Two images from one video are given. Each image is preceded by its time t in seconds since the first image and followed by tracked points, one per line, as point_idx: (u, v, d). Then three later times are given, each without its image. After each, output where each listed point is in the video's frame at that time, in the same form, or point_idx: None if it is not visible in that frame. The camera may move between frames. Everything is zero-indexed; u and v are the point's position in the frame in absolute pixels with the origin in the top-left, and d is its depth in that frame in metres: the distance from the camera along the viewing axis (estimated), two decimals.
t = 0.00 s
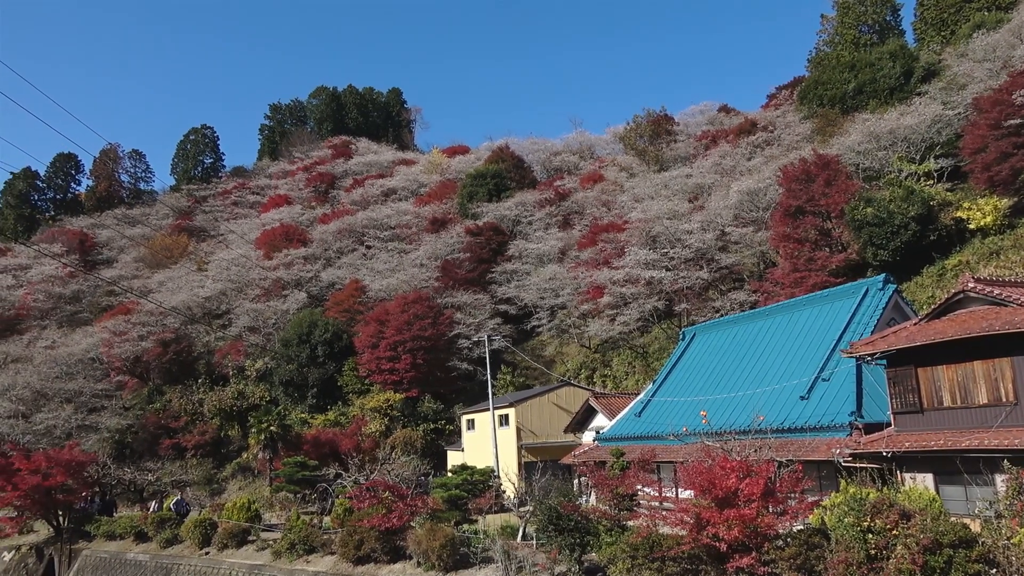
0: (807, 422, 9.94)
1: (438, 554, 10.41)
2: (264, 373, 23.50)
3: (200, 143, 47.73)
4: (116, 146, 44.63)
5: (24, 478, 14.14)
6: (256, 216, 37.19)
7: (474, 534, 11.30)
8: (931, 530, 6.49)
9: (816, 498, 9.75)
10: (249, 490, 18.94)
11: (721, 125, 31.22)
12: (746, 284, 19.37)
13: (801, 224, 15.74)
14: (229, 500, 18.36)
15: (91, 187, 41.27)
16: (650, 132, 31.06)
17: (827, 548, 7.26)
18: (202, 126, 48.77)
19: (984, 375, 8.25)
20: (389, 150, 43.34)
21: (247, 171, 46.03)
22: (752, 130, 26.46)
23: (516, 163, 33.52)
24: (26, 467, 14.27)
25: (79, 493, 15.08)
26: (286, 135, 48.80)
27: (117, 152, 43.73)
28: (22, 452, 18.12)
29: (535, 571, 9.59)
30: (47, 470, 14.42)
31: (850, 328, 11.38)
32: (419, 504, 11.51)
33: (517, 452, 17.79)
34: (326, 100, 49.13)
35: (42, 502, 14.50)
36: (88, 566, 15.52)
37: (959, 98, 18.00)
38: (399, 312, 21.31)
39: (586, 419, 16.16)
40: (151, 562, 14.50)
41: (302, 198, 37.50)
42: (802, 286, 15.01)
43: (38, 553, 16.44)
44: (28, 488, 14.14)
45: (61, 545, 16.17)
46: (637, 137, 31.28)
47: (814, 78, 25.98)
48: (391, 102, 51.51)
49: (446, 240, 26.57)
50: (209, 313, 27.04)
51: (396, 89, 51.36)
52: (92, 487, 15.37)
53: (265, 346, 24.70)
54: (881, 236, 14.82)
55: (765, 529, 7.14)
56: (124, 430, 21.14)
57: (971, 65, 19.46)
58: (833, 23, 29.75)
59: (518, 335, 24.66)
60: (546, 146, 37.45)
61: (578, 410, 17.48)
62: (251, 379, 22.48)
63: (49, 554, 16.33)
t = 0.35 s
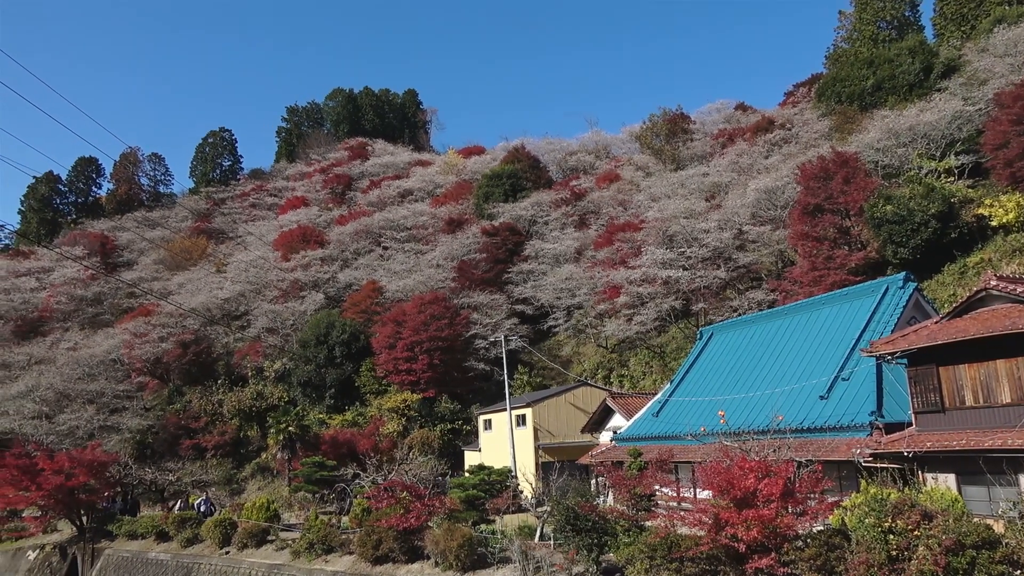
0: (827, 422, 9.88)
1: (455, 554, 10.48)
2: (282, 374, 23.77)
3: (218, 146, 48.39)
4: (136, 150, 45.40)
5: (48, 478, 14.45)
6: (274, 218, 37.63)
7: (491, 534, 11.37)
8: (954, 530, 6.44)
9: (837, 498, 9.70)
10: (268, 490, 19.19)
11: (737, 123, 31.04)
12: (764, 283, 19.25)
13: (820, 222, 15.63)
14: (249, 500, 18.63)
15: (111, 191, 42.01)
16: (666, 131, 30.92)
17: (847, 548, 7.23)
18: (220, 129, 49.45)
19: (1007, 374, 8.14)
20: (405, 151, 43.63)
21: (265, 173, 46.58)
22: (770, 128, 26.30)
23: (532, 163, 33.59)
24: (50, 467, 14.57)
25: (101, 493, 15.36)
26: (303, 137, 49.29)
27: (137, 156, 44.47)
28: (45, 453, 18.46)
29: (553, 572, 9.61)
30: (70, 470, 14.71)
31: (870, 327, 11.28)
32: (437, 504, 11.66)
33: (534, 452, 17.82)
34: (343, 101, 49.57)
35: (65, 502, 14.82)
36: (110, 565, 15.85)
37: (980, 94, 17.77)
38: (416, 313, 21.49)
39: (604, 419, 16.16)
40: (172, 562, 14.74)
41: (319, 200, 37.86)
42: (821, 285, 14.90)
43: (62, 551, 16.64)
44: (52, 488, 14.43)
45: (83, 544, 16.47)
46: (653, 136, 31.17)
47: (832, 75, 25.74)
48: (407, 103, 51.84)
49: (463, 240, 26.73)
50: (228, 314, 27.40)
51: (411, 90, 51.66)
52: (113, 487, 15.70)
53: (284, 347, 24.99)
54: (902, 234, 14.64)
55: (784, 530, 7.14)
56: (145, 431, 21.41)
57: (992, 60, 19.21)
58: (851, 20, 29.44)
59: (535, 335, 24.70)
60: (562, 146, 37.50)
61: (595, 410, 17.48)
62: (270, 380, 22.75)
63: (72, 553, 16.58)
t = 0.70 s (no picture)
0: (847, 421, 9.81)
1: (472, 554, 10.56)
2: (301, 374, 24.03)
3: (236, 148, 49.00)
4: (156, 153, 46.12)
5: (70, 478, 14.74)
6: (292, 219, 38.05)
7: (509, 534, 11.43)
8: (977, 531, 6.37)
9: (857, 498, 9.64)
10: (287, 490, 19.43)
11: (755, 121, 30.83)
12: (782, 282, 19.12)
13: (839, 220, 15.51)
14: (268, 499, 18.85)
15: (132, 194, 42.76)
16: (682, 129, 30.76)
17: (869, 549, 7.19)
18: (238, 132, 50.11)
19: None
20: (421, 152, 43.89)
21: (282, 175, 47.08)
22: (787, 126, 26.11)
23: (547, 163, 33.62)
24: (73, 467, 14.87)
25: (122, 492, 15.66)
26: (319, 139, 49.74)
27: (156, 159, 45.19)
28: (67, 452, 18.81)
29: (571, 572, 9.65)
30: (92, 470, 15.02)
31: (891, 325, 11.18)
32: (454, 504, 11.76)
33: (551, 452, 17.86)
34: (359, 103, 49.96)
35: (88, 501, 15.09)
36: (132, 564, 16.10)
37: (1002, 89, 17.51)
38: (433, 314, 21.66)
39: (621, 419, 16.16)
40: (193, 560, 14.91)
41: (336, 201, 38.22)
42: (841, 284, 14.77)
43: (84, 550, 16.90)
44: (75, 487, 14.70)
45: (107, 542, 16.71)
46: (669, 135, 31.03)
47: (850, 71, 25.48)
48: (422, 104, 52.13)
49: (479, 241, 26.86)
50: (247, 315, 27.76)
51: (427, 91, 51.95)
52: (134, 487, 15.98)
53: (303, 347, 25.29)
54: (922, 231, 14.47)
55: (804, 531, 7.11)
56: (166, 431, 21.75)
57: (1015, 54, 18.91)
58: (870, 15, 29.10)
59: (551, 335, 24.72)
60: (578, 145, 37.49)
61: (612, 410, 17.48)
62: (289, 380, 23.01)
63: (95, 552, 16.79)
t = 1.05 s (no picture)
0: (868, 421, 9.75)
1: (490, 553, 10.63)
2: (319, 374, 24.28)
3: (254, 150, 49.64)
4: (176, 155, 46.88)
5: (94, 477, 15.09)
6: (310, 220, 38.48)
7: (527, 534, 11.50)
8: (1001, 533, 6.36)
9: (878, 499, 9.58)
10: (305, 490, 19.66)
11: (773, 118, 30.60)
12: (802, 280, 18.96)
13: (859, 218, 15.39)
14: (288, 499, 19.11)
15: (152, 196, 43.53)
16: (700, 128, 30.59)
17: (890, 551, 7.16)
18: (257, 134, 50.78)
19: None
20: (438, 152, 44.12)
21: (300, 176, 47.60)
22: (806, 124, 25.90)
23: (564, 162, 33.63)
24: (96, 466, 15.24)
25: (144, 491, 15.99)
26: (337, 140, 50.19)
27: (177, 161, 45.94)
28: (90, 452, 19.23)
29: (589, 572, 9.69)
30: (115, 469, 15.40)
31: (912, 324, 11.07)
32: (472, 504, 11.87)
33: (569, 452, 17.88)
34: (376, 104, 50.32)
35: (110, 499, 15.42)
36: (154, 562, 16.38)
37: None
38: (451, 313, 21.82)
39: (639, 418, 16.15)
40: (214, 559, 15.14)
41: (353, 202, 38.56)
42: (861, 282, 14.63)
43: (107, 548, 17.29)
44: (98, 486, 15.04)
45: (129, 540, 17.11)
46: (687, 133, 30.86)
47: (870, 67, 25.17)
48: (439, 105, 52.39)
49: (496, 241, 26.98)
50: (266, 315, 28.11)
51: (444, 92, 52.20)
52: (155, 486, 16.29)
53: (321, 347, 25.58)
54: (943, 229, 14.29)
55: (825, 532, 7.09)
56: (187, 430, 22.12)
57: None
58: (890, 11, 28.73)
59: (568, 334, 24.73)
60: (594, 144, 37.46)
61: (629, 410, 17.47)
62: (308, 380, 23.28)
63: (117, 550, 17.18)
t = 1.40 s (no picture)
0: (886, 421, 9.68)
1: (507, 553, 10.69)
2: (336, 374, 24.49)
3: (271, 151, 50.18)
4: (194, 157, 47.51)
5: (114, 475, 15.38)
6: (326, 220, 38.83)
7: (542, 534, 11.55)
8: None
9: (898, 499, 9.52)
10: (322, 489, 19.85)
11: (789, 116, 30.37)
12: (819, 279, 18.81)
13: (877, 216, 15.26)
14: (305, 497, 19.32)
15: (170, 197, 44.18)
16: (715, 126, 30.44)
17: (909, 552, 7.14)
18: (273, 136, 51.33)
19: None
20: (452, 152, 44.30)
21: (316, 177, 48.03)
22: (823, 121, 25.69)
23: (579, 161, 33.61)
24: (115, 465, 15.55)
25: (162, 489, 16.25)
26: (352, 140, 50.58)
27: (194, 162, 46.57)
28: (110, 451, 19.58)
29: (605, 572, 9.73)
30: (134, 468, 15.71)
31: (931, 323, 10.98)
32: (488, 503, 11.99)
33: (585, 451, 17.90)
34: (391, 105, 50.62)
35: (130, 498, 15.71)
36: (173, 560, 16.64)
37: None
38: (466, 313, 21.95)
39: (655, 418, 16.13)
40: (232, 557, 15.35)
41: (369, 202, 38.87)
42: (879, 281, 14.50)
43: (127, 546, 17.56)
44: (118, 485, 15.34)
45: (148, 539, 17.34)
46: (702, 131, 30.69)
47: (889, 64, 24.89)
48: (453, 105, 52.59)
49: (511, 241, 27.06)
50: (283, 315, 28.40)
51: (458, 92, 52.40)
52: (174, 485, 16.56)
53: (338, 347, 25.84)
54: (964, 227, 14.10)
55: (843, 533, 7.06)
56: (205, 430, 22.43)
57: None
58: (908, 6, 28.39)
59: (584, 334, 24.72)
60: (609, 143, 37.41)
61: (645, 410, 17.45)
62: (325, 380, 23.49)
63: (138, 547, 17.47)
